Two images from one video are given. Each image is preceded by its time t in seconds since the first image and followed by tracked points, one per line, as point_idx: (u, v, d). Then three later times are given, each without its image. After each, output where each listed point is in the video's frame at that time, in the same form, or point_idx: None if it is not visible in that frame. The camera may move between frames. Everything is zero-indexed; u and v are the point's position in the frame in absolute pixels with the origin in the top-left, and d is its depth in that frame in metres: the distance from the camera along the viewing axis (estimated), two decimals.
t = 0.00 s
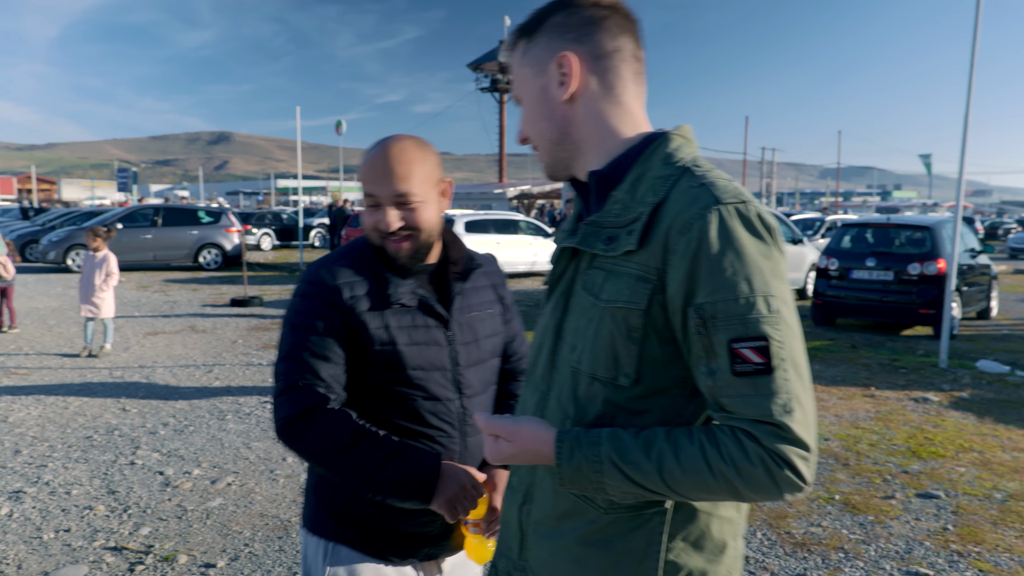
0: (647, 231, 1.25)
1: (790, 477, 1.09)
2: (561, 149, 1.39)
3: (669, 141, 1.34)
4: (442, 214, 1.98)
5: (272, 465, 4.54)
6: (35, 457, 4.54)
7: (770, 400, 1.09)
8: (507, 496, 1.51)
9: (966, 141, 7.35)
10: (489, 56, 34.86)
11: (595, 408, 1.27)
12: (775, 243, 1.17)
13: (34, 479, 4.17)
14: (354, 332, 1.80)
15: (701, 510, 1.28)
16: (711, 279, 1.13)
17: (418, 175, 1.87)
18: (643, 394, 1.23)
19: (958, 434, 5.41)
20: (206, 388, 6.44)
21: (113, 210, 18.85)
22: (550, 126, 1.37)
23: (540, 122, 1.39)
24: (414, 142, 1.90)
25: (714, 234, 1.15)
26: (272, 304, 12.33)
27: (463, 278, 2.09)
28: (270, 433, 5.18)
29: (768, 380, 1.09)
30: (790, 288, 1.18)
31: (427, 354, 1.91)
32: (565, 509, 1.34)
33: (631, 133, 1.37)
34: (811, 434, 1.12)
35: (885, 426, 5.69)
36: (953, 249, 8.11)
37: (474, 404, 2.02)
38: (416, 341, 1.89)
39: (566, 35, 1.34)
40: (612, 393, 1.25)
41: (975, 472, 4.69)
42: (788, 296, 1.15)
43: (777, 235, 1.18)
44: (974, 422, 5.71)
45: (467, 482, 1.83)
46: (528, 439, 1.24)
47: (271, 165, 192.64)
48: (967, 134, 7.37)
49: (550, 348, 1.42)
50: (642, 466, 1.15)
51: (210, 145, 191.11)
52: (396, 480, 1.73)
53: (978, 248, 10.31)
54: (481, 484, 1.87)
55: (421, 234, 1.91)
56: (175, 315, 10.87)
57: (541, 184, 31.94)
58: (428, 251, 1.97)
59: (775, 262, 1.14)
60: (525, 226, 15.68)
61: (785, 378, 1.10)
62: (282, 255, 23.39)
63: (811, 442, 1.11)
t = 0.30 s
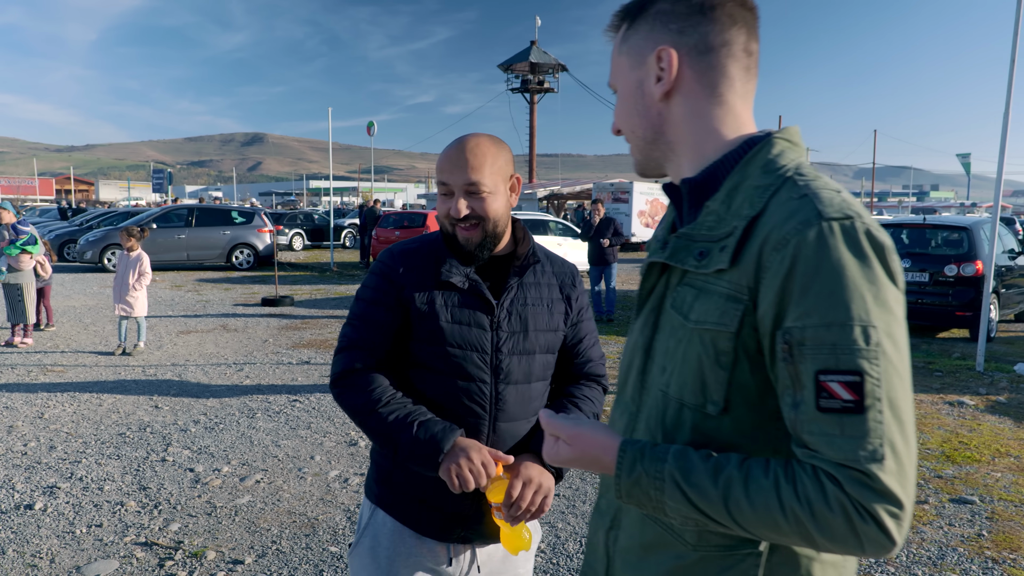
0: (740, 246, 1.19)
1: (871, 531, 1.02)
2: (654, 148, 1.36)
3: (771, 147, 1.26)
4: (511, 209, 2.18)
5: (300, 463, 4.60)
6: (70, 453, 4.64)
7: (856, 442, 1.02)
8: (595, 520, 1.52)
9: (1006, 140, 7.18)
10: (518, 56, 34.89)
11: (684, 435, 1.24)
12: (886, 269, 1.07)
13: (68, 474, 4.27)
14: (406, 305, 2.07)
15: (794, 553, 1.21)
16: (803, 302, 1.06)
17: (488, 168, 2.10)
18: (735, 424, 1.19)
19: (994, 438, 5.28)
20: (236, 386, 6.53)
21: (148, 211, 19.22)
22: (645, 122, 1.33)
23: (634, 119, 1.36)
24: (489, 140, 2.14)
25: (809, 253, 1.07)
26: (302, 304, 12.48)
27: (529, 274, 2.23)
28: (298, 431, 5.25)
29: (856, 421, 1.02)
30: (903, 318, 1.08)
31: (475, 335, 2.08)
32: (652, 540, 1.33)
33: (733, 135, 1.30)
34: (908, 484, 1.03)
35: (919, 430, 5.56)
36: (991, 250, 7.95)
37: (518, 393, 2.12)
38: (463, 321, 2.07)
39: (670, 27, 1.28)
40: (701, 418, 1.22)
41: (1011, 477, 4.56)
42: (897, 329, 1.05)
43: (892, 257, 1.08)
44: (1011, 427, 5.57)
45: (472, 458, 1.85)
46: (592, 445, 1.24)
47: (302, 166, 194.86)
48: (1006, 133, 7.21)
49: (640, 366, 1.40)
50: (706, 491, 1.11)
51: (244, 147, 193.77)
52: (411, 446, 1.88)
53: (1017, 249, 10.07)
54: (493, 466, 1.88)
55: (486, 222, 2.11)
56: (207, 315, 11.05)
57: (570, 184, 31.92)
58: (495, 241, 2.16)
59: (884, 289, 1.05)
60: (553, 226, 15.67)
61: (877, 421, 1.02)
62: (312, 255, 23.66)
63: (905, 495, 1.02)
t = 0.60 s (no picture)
0: (790, 258, 1.18)
1: (930, 565, 0.99)
2: (698, 143, 1.36)
3: (823, 148, 1.24)
4: (502, 207, 2.31)
5: (303, 463, 4.60)
6: (73, 452, 4.66)
7: (915, 471, 0.99)
8: (638, 531, 1.57)
9: (1011, 140, 7.15)
10: (524, 56, 34.90)
11: (725, 452, 1.25)
12: (946, 287, 1.03)
13: (72, 474, 4.29)
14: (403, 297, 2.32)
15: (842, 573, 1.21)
16: (857, 321, 1.04)
17: (471, 167, 2.24)
18: (780, 443, 1.19)
19: (998, 439, 5.24)
20: (239, 386, 6.55)
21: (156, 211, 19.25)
22: (690, 115, 1.33)
23: (678, 110, 1.36)
24: (478, 144, 2.30)
25: (865, 268, 1.04)
26: (307, 304, 12.51)
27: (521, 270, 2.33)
28: (301, 431, 5.25)
29: (913, 448, 0.99)
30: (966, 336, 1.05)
31: (454, 324, 2.23)
32: (692, 555, 1.35)
33: (785, 132, 1.29)
34: (968, 514, 1.00)
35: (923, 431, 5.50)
36: (996, 250, 7.91)
37: (497, 383, 2.22)
38: (442, 311, 2.25)
39: (726, 12, 1.27)
40: (745, 435, 1.23)
41: (1015, 478, 4.51)
42: (957, 349, 1.02)
43: (953, 272, 1.04)
44: (1016, 427, 5.54)
45: (436, 433, 1.97)
46: (633, 466, 1.24)
47: (308, 167, 195.23)
48: (1012, 132, 7.18)
49: (681, 375, 1.44)
50: (753, 516, 1.11)
51: (249, 147, 194.22)
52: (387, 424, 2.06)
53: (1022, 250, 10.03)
54: (456, 440, 1.96)
55: (475, 219, 2.26)
56: (211, 314, 11.08)
57: (575, 185, 31.91)
58: (486, 236, 2.30)
59: (943, 307, 1.01)
60: (558, 226, 15.67)
61: (937, 447, 0.99)
62: (317, 255, 23.71)
63: (965, 528, 0.99)
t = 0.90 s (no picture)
0: (810, 256, 1.20)
1: (949, 549, 1.01)
2: (714, 145, 1.36)
3: (840, 151, 1.27)
4: (478, 208, 2.49)
5: (302, 463, 4.61)
6: (73, 452, 4.67)
7: (936, 458, 1.01)
8: (642, 524, 1.61)
9: (1011, 141, 7.16)
10: (524, 57, 34.91)
11: (737, 444, 1.25)
12: (962, 285, 1.07)
13: (71, 473, 4.29)
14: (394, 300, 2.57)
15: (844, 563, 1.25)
16: (881, 316, 1.06)
17: (448, 173, 2.42)
18: (793, 434, 1.20)
19: (997, 440, 5.24)
20: (239, 386, 6.56)
21: (156, 212, 19.28)
22: (707, 118, 1.33)
23: (695, 112, 1.35)
24: (455, 151, 2.48)
25: (889, 265, 1.07)
26: (307, 304, 12.53)
27: (495, 264, 2.51)
28: (300, 431, 5.26)
29: (935, 438, 1.01)
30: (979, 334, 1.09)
31: (435, 318, 2.45)
32: (698, 547, 1.39)
33: (798, 136, 1.30)
34: (984, 503, 1.03)
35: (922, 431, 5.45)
36: (995, 250, 7.92)
37: (474, 369, 2.39)
38: (424, 307, 2.47)
39: (746, 15, 1.27)
40: (758, 428, 1.23)
41: (1013, 478, 4.49)
42: (973, 344, 1.05)
43: (969, 272, 1.08)
44: (1015, 428, 5.54)
45: (414, 411, 2.16)
46: (649, 462, 1.22)
47: (309, 167, 195.29)
48: (1011, 132, 7.20)
49: (693, 370, 1.46)
50: (779, 508, 1.11)
51: (250, 147, 194.28)
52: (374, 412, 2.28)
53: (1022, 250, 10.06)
54: (433, 415, 2.15)
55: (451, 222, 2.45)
56: (211, 314, 11.09)
57: (576, 185, 31.93)
58: (461, 236, 2.48)
59: (962, 304, 1.05)
60: (558, 226, 15.68)
61: (956, 437, 1.02)
62: (317, 255, 23.67)
63: (981, 514, 1.02)
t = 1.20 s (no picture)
0: (767, 243, 1.33)
1: (899, 493, 1.13)
2: (693, 150, 1.46)
3: (795, 155, 1.38)
4: (456, 206, 2.48)
5: (296, 463, 4.59)
6: (66, 453, 4.66)
7: (882, 414, 1.14)
8: (634, 493, 1.73)
9: (1007, 141, 7.15)
10: (523, 56, 34.85)
11: (711, 414, 1.39)
12: (900, 262, 1.20)
13: (64, 474, 4.28)
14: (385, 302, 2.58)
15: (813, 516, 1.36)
16: (829, 294, 1.20)
17: (425, 172, 2.41)
18: (760, 403, 1.33)
19: (993, 439, 5.22)
20: (235, 386, 6.55)
21: (154, 211, 19.25)
22: (686, 126, 1.43)
23: (676, 121, 1.45)
24: (433, 152, 2.47)
25: (833, 249, 1.21)
26: (305, 304, 12.51)
27: (476, 256, 2.52)
28: (295, 431, 5.24)
29: (879, 396, 1.14)
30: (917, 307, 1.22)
31: (425, 313, 2.46)
32: (683, 508, 1.51)
33: (763, 140, 1.41)
34: (925, 452, 1.15)
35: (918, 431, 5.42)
36: (992, 250, 7.90)
37: (466, 357, 2.41)
38: (414, 304, 2.48)
39: (720, 33, 1.37)
40: (729, 398, 1.36)
41: (1009, 477, 4.46)
42: (911, 315, 1.18)
43: (906, 253, 1.22)
44: (1011, 428, 5.53)
45: (414, 398, 2.21)
46: (635, 433, 1.36)
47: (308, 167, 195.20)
48: (1008, 132, 7.20)
49: (673, 352, 1.59)
50: (750, 467, 1.23)
51: (249, 147, 194.18)
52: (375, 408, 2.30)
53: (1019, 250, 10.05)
54: (433, 400, 2.21)
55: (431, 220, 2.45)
56: (208, 315, 11.06)
57: (575, 185, 31.87)
58: (440, 234, 2.48)
59: (899, 280, 1.18)
60: (557, 226, 15.65)
61: (898, 395, 1.14)
62: (315, 255, 23.64)
63: (924, 460, 1.14)
